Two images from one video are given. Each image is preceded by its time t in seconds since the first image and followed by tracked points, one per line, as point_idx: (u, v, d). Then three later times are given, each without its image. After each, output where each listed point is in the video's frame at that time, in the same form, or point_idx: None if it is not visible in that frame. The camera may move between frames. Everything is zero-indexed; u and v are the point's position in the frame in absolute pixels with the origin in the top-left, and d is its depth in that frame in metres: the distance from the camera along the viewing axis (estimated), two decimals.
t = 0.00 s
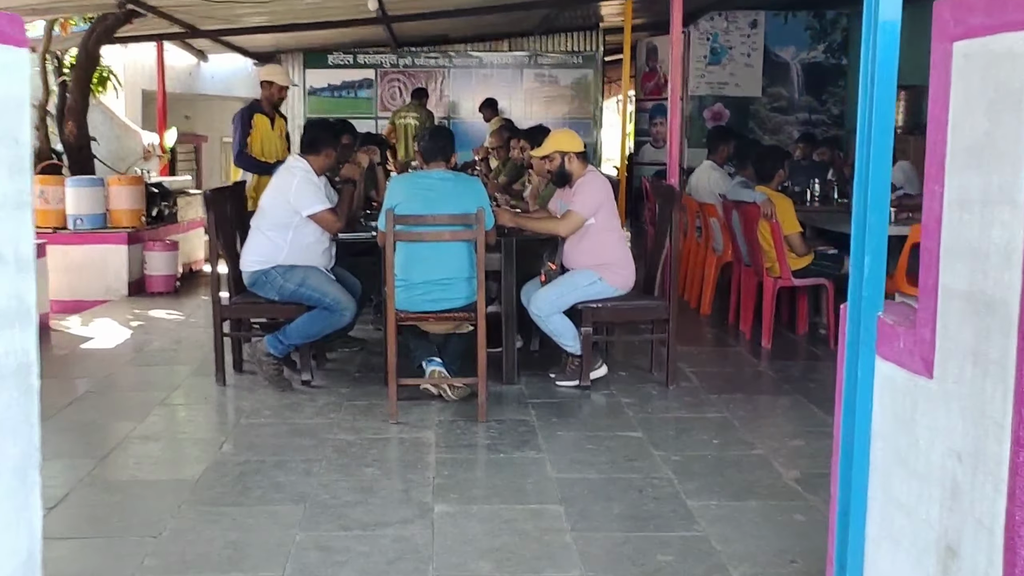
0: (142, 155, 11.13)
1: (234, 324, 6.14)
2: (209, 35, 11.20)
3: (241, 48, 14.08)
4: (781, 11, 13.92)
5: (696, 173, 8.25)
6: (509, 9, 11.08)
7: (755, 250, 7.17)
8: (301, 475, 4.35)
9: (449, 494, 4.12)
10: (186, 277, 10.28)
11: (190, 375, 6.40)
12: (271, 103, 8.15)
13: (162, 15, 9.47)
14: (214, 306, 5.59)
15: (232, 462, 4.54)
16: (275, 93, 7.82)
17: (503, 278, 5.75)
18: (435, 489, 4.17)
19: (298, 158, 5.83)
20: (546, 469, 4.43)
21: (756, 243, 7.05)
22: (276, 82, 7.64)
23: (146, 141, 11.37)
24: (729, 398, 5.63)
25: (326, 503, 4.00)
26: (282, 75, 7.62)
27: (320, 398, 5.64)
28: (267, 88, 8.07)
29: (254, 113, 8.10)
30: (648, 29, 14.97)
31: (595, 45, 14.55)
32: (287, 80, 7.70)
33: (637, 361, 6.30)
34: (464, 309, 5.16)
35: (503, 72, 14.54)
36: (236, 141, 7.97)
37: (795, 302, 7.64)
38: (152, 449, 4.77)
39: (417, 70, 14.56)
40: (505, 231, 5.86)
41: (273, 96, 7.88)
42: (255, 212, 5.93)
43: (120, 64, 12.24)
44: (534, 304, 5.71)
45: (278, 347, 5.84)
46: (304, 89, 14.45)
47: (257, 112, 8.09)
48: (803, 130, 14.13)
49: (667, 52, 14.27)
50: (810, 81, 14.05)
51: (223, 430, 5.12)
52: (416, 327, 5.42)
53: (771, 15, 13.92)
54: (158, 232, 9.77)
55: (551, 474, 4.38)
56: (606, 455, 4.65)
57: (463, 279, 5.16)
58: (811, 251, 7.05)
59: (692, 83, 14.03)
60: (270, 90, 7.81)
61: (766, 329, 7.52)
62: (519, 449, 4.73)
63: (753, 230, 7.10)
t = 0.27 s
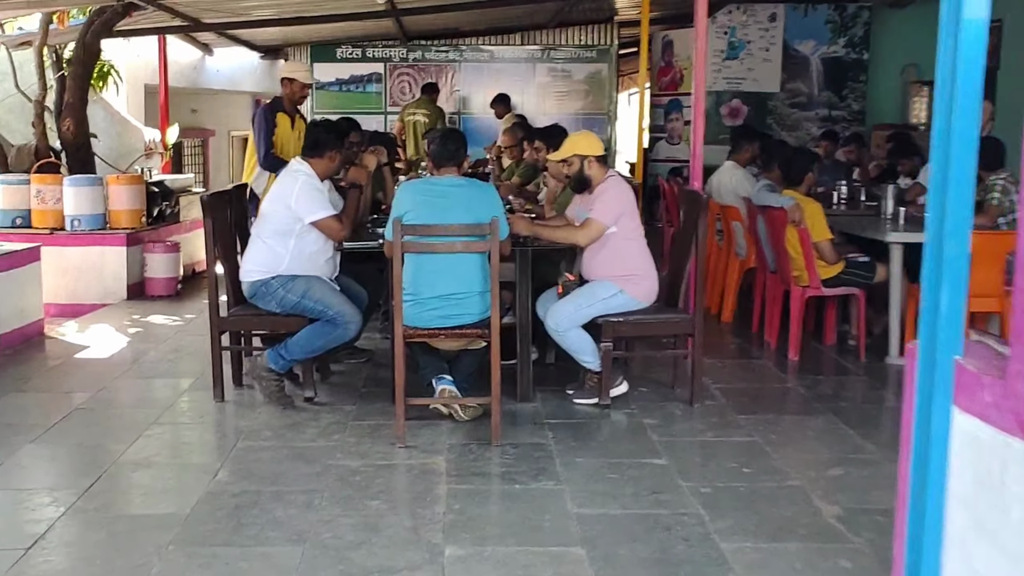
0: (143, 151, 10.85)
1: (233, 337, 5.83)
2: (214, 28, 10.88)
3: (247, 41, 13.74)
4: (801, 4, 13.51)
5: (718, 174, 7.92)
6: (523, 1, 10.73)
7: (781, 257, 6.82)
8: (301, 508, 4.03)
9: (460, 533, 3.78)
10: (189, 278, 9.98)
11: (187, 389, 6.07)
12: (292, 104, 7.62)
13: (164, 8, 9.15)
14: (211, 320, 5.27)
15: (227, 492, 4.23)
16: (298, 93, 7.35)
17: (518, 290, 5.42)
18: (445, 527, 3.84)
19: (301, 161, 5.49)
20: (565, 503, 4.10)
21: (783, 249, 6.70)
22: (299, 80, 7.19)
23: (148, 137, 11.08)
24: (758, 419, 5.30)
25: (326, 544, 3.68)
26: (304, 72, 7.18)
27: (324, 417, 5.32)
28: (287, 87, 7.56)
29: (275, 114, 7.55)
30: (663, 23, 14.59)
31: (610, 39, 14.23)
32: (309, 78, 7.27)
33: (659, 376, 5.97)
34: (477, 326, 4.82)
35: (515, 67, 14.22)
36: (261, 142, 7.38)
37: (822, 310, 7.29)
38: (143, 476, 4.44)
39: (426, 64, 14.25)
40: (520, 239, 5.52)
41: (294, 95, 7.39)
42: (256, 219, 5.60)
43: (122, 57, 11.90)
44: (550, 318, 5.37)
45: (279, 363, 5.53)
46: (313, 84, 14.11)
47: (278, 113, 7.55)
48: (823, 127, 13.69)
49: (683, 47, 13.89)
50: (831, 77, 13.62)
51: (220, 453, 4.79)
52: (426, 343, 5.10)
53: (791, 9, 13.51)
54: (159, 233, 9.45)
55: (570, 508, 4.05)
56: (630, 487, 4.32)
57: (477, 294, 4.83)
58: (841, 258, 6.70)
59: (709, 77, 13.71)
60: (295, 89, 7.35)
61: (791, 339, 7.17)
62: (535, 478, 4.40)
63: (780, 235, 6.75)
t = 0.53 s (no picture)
0: (144, 158, 10.58)
1: (234, 356, 5.49)
2: (217, 33, 10.57)
3: (251, 46, 13.41)
4: (818, 11, 13.17)
5: (742, 185, 7.58)
6: (536, 6, 10.40)
7: (812, 273, 6.47)
8: (303, 550, 3.68)
9: None
10: (190, 290, 9.66)
11: (184, 411, 5.71)
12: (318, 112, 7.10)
13: (165, 10, 8.84)
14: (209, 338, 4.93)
15: (224, 529, 3.88)
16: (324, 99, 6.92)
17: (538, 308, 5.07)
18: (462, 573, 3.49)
19: (307, 169, 5.16)
20: (592, 545, 3.75)
21: (814, 265, 6.35)
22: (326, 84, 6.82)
23: (149, 144, 10.78)
24: (794, 448, 4.95)
25: None
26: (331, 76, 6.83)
27: (329, 444, 4.97)
28: (313, 91, 7.00)
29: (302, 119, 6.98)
30: (676, 30, 14.25)
31: (622, 46, 13.92)
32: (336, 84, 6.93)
33: (685, 400, 5.63)
34: (495, 348, 4.48)
35: (525, 74, 13.93)
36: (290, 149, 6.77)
37: (853, 330, 6.94)
38: (134, 510, 4.09)
39: (435, 70, 13.95)
40: (539, 254, 5.17)
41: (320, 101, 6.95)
42: (258, 231, 5.26)
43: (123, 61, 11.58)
44: (572, 339, 5.02)
45: (283, 386, 5.13)
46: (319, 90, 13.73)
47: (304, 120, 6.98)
48: (840, 136, 13.36)
49: (697, 54, 13.52)
50: (848, 86, 13.31)
51: (217, 485, 4.44)
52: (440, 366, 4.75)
53: (807, 16, 13.17)
54: (159, 244, 9.12)
55: (598, 551, 3.70)
56: (662, 526, 3.97)
57: (495, 314, 4.48)
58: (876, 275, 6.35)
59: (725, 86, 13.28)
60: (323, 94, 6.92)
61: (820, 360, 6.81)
62: (558, 515, 4.05)
63: (810, 250, 6.40)
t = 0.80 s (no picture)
0: (130, 157, 10.31)
1: (221, 373, 5.15)
2: (206, 27, 10.22)
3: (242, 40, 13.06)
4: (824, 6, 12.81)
5: (754, 188, 7.25)
6: None
7: (832, 281, 6.14)
8: None
9: None
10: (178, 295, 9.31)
11: (170, 430, 5.36)
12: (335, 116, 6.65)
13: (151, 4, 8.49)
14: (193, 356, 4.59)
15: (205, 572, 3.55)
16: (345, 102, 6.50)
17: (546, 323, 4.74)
18: None
19: (299, 174, 4.82)
20: None
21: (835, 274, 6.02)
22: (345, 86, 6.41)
23: (135, 142, 10.43)
24: (819, 474, 4.63)
25: None
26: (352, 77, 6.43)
27: (322, 470, 4.64)
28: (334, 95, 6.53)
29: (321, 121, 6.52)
30: (679, 25, 13.89)
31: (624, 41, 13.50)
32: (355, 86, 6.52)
33: (701, 419, 5.30)
34: (502, 369, 4.15)
35: (524, 70, 13.57)
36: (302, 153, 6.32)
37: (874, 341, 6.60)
38: (107, 551, 3.75)
39: (431, 66, 13.64)
40: (548, 265, 4.84)
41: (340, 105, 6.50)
42: (245, 240, 4.91)
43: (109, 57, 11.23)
44: (582, 356, 4.69)
45: (272, 407, 4.81)
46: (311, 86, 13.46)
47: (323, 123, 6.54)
48: (846, 135, 12.97)
49: (700, 50, 13.17)
50: (853, 82, 12.91)
51: (198, 519, 4.10)
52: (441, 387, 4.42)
53: (812, 11, 12.76)
54: (145, 247, 8.76)
55: None
56: (683, 567, 3.64)
57: (502, 333, 4.14)
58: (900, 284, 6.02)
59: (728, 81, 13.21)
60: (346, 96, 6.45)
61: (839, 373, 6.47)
62: (570, 555, 3.72)
63: (831, 258, 6.07)
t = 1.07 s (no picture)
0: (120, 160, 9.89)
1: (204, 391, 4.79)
2: (200, 26, 9.89)
3: (238, 40, 12.72)
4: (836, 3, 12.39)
5: (772, 191, 6.89)
6: None
7: (858, 289, 5.76)
8: None
9: None
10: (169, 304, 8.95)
11: (150, 452, 4.99)
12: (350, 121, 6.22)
13: None
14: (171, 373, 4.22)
15: None
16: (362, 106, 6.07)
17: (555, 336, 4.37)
18: None
19: (286, 177, 4.47)
20: None
21: (861, 281, 5.64)
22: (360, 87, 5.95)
23: (126, 146, 10.10)
24: (851, 500, 4.26)
25: None
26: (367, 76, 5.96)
27: (311, 497, 4.27)
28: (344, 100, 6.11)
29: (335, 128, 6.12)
30: (686, 23, 13.52)
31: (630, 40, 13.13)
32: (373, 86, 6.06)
33: (721, 439, 4.93)
34: (507, 390, 3.77)
35: (528, 70, 13.23)
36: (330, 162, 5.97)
37: (901, 353, 6.22)
38: None
39: (433, 67, 13.34)
40: (556, 273, 4.47)
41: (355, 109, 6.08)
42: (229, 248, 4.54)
43: (100, 58, 10.90)
44: (594, 373, 4.31)
45: (258, 429, 4.42)
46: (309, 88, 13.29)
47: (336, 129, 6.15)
48: (857, 136, 12.60)
49: (708, 49, 12.80)
50: (865, 81, 12.52)
51: (173, 553, 3.73)
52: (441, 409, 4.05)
53: (824, 8, 12.39)
54: (134, 254, 8.40)
55: None
56: None
57: (507, 349, 3.77)
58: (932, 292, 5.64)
59: (737, 81, 12.84)
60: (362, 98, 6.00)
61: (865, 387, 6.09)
62: None
63: (856, 265, 5.70)
